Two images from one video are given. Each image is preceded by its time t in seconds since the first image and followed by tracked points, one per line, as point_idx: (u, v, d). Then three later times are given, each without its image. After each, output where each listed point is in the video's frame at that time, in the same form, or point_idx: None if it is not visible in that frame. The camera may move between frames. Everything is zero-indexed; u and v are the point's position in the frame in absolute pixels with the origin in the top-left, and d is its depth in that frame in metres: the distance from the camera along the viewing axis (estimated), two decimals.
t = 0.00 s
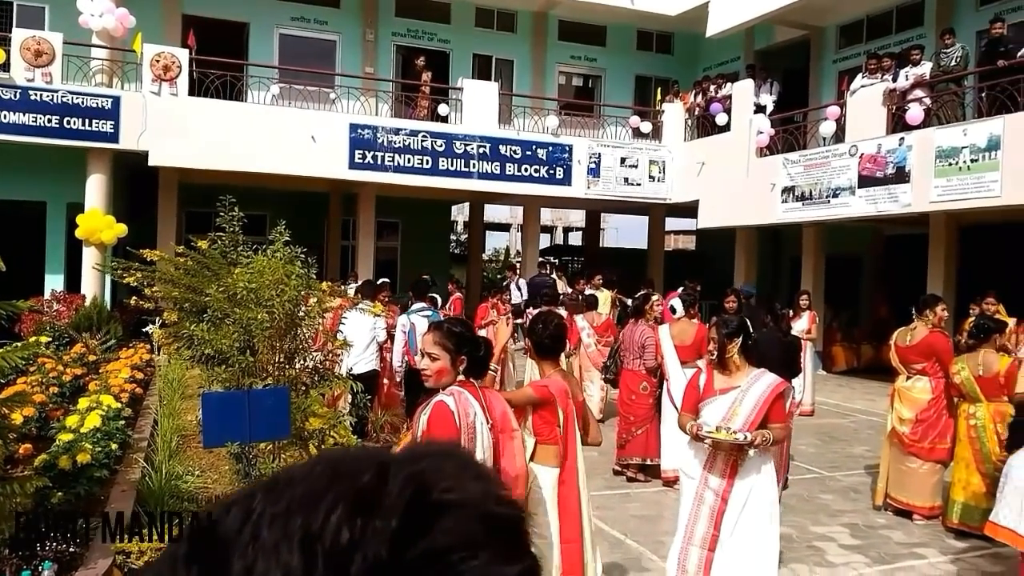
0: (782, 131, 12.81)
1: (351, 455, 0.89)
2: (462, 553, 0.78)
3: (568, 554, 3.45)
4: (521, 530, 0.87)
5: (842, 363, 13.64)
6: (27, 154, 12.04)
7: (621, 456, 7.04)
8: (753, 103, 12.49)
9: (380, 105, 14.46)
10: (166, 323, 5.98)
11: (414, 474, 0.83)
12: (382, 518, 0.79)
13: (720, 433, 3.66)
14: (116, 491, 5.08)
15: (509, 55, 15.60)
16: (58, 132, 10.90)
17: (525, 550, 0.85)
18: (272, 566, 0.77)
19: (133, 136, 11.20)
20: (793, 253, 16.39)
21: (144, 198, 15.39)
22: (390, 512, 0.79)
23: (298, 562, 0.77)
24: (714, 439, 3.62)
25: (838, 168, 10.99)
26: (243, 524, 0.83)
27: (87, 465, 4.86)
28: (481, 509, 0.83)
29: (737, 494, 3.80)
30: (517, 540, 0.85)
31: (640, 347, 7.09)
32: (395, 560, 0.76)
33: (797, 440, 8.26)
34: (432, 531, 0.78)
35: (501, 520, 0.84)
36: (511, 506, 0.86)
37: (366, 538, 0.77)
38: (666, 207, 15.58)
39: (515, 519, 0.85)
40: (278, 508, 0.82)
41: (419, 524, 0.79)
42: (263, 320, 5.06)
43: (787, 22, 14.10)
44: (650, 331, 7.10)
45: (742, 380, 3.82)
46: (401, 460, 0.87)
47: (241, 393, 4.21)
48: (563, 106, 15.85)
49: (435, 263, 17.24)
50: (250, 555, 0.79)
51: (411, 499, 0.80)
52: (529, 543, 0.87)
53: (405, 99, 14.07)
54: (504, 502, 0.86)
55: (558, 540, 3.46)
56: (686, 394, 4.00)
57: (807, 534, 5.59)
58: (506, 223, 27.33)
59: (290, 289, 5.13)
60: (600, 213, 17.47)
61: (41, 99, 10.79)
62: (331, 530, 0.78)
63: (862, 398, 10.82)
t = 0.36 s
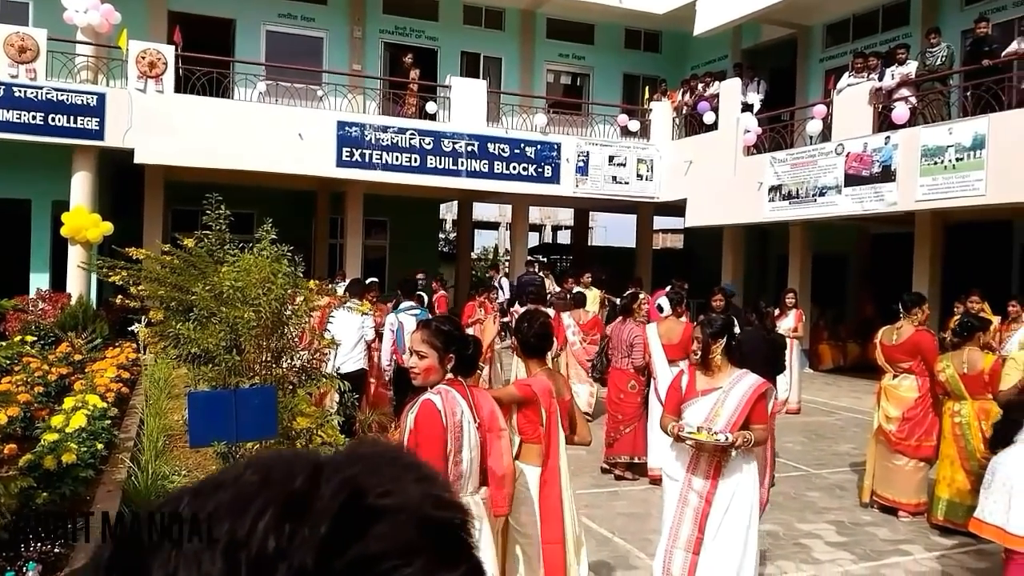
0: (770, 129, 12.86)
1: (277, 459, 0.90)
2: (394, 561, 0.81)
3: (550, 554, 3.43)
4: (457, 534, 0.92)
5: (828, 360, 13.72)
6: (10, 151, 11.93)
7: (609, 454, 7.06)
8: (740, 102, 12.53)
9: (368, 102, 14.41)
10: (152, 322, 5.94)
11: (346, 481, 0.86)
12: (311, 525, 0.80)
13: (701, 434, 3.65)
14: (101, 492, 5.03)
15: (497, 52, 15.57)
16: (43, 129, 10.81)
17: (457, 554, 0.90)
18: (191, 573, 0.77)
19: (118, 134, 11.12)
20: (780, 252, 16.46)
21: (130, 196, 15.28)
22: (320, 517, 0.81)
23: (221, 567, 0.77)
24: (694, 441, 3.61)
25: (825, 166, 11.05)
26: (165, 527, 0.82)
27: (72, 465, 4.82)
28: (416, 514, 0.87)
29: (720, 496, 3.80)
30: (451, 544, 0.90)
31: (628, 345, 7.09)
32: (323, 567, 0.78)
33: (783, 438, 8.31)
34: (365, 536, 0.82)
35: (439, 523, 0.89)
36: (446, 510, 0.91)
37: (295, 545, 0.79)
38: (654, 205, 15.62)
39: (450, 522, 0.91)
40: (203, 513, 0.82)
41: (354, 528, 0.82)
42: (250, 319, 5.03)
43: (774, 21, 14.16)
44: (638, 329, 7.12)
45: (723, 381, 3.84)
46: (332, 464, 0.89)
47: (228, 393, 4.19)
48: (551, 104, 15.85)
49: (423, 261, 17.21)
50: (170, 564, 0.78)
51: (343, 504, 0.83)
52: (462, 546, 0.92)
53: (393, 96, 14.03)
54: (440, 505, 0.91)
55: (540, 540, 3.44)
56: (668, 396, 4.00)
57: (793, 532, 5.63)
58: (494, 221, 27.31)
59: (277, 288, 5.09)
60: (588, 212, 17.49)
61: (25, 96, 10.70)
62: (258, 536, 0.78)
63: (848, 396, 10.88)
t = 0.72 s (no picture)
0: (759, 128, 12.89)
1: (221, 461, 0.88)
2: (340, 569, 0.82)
3: (534, 554, 3.42)
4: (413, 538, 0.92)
5: (817, 358, 13.77)
6: None
7: (599, 453, 7.09)
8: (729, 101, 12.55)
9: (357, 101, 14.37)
10: (140, 322, 5.89)
11: (293, 487, 0.84)
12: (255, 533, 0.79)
13: (688, 433, 3.65)
14: (88, 493, 5.01)
15: (487, 51, 15.56)
16: (29, 128, 10.74)
17: (413, 560, 0.90)
18: None
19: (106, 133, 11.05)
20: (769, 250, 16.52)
21: (118, 196, 15.19)
22: (264, 524, 0.80)
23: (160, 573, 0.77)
24: (680, 441, 3.60)
25: (813, 165, 11.10)
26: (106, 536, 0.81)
27: (59, 466, 4.79)
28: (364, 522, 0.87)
29: (706, 494, 3.81)
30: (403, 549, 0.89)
31: (618, 345, 7.11)
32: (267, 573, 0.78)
33: (772, 436, 8.33)
34: (312, 544, 0.81)
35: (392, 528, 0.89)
36: (401, 515, 0.91)
37: (238, 550, 0.78)
38: (644, 204, 15.64)
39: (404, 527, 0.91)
40: (143, 519, 0.80)
41: (304, 533, 0.82)
42: (238, 319, 5.02)
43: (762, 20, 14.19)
44: (627, 328, 7.13)
45: (709, 379, 3.85)
46: (281, 466, 0.88)
47: (215, 394, 4.17)
48: (541, 103, 15.85)
49: (413, 261, 17.18)
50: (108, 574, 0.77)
51: (290, 510, 0.82)
52: (420, 552, 0.92)
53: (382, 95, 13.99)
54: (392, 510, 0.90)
55: (524, 540, 3.45)
56: (652, 397, 3.98)
57: (782, 529, 5.65)
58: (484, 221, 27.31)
59: (265, 288, 5.08)
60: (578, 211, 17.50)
61: (12, 94, 10.62)
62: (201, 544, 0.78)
63: (837, 394, 10.92)
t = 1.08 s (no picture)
0: (742, 129, 12.95)
1: (143, 471, 0.88)
2: None
3: (516, 556, 3.43)
4: (340, 545, 0.91)
5: (800, 357, 13.85)
6: None
7: (586, 453, 7.06)
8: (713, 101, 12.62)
9: (341, 101, 14.31)
10: (122, 323, 5.75)
11: (209, 499, 0.84)
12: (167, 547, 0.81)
13: (675, 435, 3.65)
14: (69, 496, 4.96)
15: (471, 51, 15.55)
16: (8, 128, 10.60)
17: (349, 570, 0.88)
18: None
19: (87, 133, 10.94)
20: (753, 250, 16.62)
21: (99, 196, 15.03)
22: (177, 535, 0.81)
23: None
24: (666, 443, 3.60)
25: (796, 165, 11.18)
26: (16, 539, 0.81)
27: (39, 470, 4.75)
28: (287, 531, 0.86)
29: (690, 494, 3.83)
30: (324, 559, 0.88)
31: (603, 345, 7.15)
32: None
33: (757, 435, 8.38)
34: (229, 553, 0.82)
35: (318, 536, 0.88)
36: (329, 523, 0.90)
37: (147, 563, 0.79)
38: (629, 204, 15.68)
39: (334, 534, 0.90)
40: (57, 528, 0.81)
41: (218, 546, 0.83)
42: (221, 320, 4.98)
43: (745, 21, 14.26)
44: (613, 329, 7.16)
45: (689, 377, 3.86)
46: (201, 476, 0.88)
47: (199, 396, 4.12)
48: (526, 103, 15.86)
49: (398, 261, 17.13)
50: None
51: (206, 517, 0.82)
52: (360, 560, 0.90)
53: (366, 95, 13.95)
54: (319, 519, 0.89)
55: (506, 542, 3.45)
56: (631, 396, 3.96)
57: (767, 528, 5.67)
58: (469, 221, 27.29)
59: (248, 289, 5.05)
60: (563, 211, 17.52)
61: None
62: (109, 558, 0.79)
63: (820, 392, 11.00)
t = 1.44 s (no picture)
0: (716, 128, 13.02)
1: (48, 474, 0.92)
2: None
3: (486, 555, 3.42)
4: (231, 564, 0.89)
5: (774, 353, 13.97)
6: None
7: (562, 451, 7.05)
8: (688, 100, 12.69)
9: (316, 98, 14.23)
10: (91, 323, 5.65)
11: (91, 508, 0.86)
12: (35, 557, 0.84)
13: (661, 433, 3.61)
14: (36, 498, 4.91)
15: (447, 49, 15.52)
16: None
17: None
18: None
19: (56, 130, 10.79)
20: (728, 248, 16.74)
21: (70, 195, 14.82)
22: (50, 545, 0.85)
23: None
24: (653, 442, 3.52)
25: (770, 164, 11.27)
26: None
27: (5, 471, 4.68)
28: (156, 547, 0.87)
29: (669, 494, 3.77)
30: None
31: (578, 343, 7.17)
32: None
33: (730, 431, 8.43)
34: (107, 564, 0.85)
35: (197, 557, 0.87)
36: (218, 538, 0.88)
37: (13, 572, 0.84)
38: (606, 202, 15.73)
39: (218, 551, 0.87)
40: None
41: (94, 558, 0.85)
42: (191, 320, 4.90)
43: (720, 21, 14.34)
44: (588, 327, 7.19)
45: (660, 377, 3.84)
46: (82, 485, 0.90)
47: (168, 396, 4.07)
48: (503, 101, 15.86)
49: (375, 259, 17.05)
50: None
51: (80, 529, 0.85)
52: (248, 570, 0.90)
53: (342, 92, 13.88)
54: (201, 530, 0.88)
55: (477, 541, 3.44)
56: (601, 397, 3.89)
57: (738, 523, 5.70)
58: (447, 219, 27.24)
59: (219, 288, 4.97)
60: (540, 209, 17.54)
61: None
62: None
63: (793, 388, 11.10)
